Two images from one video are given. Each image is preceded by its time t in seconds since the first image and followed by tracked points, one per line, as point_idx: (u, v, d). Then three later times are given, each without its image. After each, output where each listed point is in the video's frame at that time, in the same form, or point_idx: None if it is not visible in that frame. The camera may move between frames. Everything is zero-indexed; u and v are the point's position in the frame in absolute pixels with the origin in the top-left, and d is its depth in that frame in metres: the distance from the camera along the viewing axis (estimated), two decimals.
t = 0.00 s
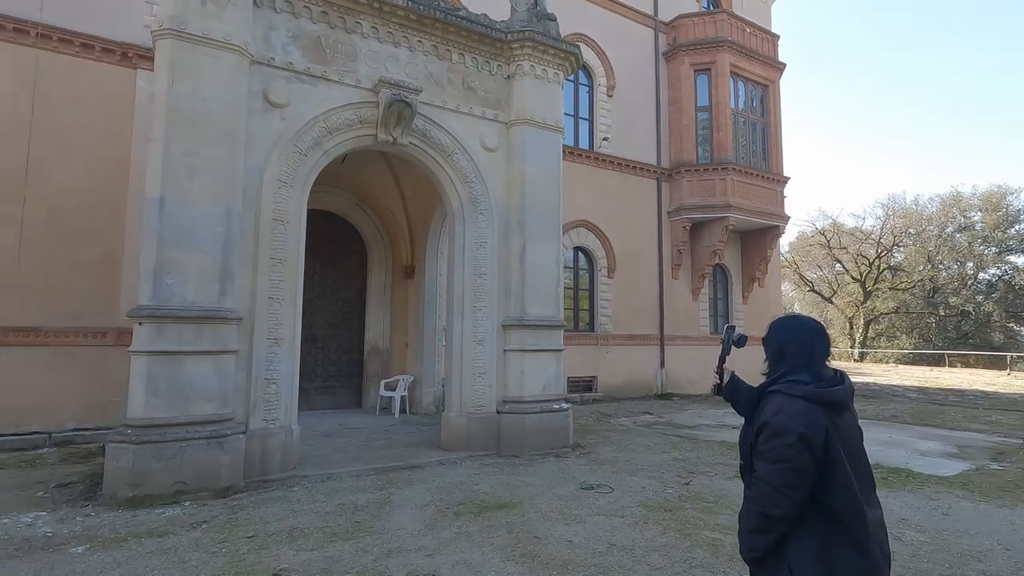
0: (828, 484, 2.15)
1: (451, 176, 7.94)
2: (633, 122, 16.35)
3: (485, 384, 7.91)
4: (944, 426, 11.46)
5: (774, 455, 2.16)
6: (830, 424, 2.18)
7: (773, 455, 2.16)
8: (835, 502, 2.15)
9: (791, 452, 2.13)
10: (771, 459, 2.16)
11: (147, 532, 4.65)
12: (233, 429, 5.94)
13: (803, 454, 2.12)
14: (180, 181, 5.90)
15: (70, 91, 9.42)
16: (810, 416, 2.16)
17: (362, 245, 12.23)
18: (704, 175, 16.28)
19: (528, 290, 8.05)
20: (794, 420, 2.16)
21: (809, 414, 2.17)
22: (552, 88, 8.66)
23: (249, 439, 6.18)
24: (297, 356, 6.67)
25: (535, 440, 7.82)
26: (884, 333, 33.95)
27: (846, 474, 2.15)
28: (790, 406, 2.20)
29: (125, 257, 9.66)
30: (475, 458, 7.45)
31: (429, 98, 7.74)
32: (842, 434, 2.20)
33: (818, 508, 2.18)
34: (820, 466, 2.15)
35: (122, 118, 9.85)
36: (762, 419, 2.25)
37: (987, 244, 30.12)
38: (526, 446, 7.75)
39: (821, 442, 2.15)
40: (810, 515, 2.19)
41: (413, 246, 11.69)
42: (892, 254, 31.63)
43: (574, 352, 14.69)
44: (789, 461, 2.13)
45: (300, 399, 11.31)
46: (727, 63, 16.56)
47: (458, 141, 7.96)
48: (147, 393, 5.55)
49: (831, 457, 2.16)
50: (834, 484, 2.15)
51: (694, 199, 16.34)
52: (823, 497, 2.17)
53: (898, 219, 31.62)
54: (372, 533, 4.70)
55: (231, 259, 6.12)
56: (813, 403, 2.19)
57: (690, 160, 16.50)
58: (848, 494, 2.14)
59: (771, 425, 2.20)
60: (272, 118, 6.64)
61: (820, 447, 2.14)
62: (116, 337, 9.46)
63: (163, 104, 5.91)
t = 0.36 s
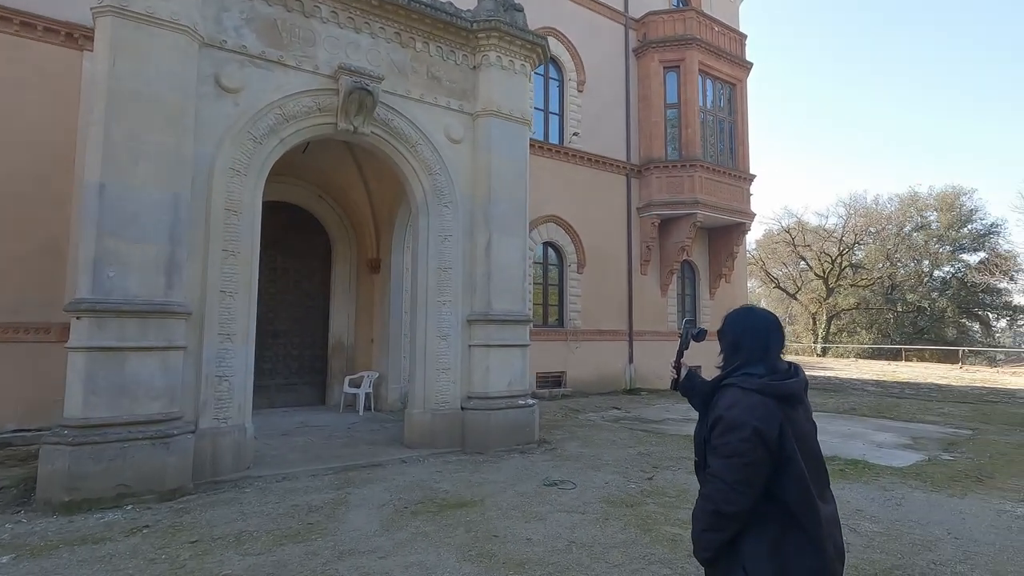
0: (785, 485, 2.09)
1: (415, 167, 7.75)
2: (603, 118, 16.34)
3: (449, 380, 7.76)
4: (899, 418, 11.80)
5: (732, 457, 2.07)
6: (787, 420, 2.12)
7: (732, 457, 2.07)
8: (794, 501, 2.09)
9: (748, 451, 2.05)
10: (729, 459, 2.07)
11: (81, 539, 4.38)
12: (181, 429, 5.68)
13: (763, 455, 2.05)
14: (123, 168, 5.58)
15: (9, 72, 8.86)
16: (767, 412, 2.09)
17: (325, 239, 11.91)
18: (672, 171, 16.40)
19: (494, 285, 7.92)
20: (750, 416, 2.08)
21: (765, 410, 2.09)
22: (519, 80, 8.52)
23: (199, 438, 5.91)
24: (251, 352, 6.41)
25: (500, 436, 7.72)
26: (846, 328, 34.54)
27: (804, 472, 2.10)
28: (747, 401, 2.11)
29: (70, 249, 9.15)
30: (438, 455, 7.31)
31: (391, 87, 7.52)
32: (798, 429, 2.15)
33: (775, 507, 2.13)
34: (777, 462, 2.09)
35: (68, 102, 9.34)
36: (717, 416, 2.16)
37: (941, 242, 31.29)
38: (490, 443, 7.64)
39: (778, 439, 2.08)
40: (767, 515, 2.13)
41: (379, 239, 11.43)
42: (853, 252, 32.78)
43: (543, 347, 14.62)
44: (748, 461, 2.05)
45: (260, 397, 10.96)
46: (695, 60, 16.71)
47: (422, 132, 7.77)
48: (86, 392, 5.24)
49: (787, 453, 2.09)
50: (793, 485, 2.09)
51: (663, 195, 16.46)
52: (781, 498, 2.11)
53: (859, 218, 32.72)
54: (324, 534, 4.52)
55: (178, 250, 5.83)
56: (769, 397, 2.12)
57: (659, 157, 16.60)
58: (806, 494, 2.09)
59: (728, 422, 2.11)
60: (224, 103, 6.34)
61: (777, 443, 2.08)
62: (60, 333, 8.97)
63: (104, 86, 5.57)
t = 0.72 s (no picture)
0: (729, 478, 1.91)
1: (388, 160, 7.51)
2: (586, 114, 16.18)
3: (424, 379, 7.54)
4: (880, 415, 11.81)
5: (666, 438, 1.94)
6: (747, 419, 1.92)
7: (666, 437, 1.95)
8: (739, 500, 1.90)
9: (691, 444, 1.91)
10: (665, 444, 1.94)
11: (19, 552, 4.09)
12: (136, 432, 5.40)
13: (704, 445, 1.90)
14: (72, 157, 5.27)
15: None
16: (721, 408, 1.90)
17: (300, 235, 11.59)
18: (656, 168, 16.30)
19: (470, 282, 7.72)
20: (703, 412, 1.91)
21: (722, 407, 1.91)
22: (497, 71, 8.31)
23: (156, 442, 5.62)
24: (214, 352, 6.13)
25: (477, 436, 7.52)
26: (828, 326, 34.36)
27: (755, 471, 1.90)
28: (703, 397, 1.94)
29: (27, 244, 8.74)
30: (412, 457, 7.08)
31: (363, 76, 7.26)
32: (762, 430, 1.93)
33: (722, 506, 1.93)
34: (726, 462, 1.91)
35: (26, 90, 8.92)
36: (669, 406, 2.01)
37: (921, 241, 31.69)
38: (466, 443, 7.43)
39: (730, 437, 1.90)
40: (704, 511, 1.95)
41: (355, 234, 11.15)
42: (835, 250, 33.08)
43: (525, 345, 14.42)
44: (687, 451, 1.91)
45: (232, 397, 10.63)
46: (678, 57, 16.62)
47: (395, 123, 7.52)
48: (32, 394, 4.94)
49: (740, 453, 1.90)
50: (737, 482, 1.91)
51: (646, 192, 16.35)
52: (726, 495, 1.92)
53: (841, 217, 33.03)
54: (283, 543, 4.28)
55: (133, 245, 5.54)
56: (731, 396, 1.92)
57: (643, 153, 16.48)
58: (753, 492, 1.89)
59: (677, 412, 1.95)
60: (185, 90, 6.05)
61: (727, 441, 1.90)
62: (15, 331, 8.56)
63: (51, 69, 5.25)
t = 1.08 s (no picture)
0: (666, 466, 1.75)
1: (367, 150, 7.31)
2: (576, 105, 15.98)
3: (406, 375, 7.37)
4: (870, 409, 11.75)
5: (609, 404, 1.82)
6: (701, 411, 1.72)
7: (610, 404, 1.82)
8: (675, 492, 1.74)
9: (635, 422, 1.77)
10: (608, 412, 1.83)
11: None
12: (101, 430, 5.22)
13: (647, 423, 1.76)
14: (30, 145, 5.04)
15: None
16: (674, 391, 1.73)
17: (284, 228, 11.37)
18: (647, 160, 16.13)
19: (452, 275, 7.54)
20: (653, 395, 1.75)
21: (675, 393, 1.73)
22: (481, 59, 8.11)
23: (123, 441, 5.44)
24: (184, 347, 5.94)
25: (459, 433, 7.38)
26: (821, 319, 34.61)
27: (701, 469, 1.71)
28: (656, 378, 1.78)
29: None
30: (392, 454, 6.93)
31: (341, 64, 7.05)
32: (719, 428, 1.71)
33: (658, 494, 1.77)
34: (669, 450, 1.74)
35: None
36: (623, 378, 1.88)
37: (914, 234, 31.71)
38: (448, 440, 7.29)
39: (680, 425, 1.73)
40: (637, 490, 1.82)
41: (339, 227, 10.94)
42: (828, 244, 33.04)
43: (515, 339, 14.27)
44: (630, 428, 1.79)
45: (213, 393, 10.42)
46: (670, 47, 16.43)
47: (375, 112, 7.31)
48: None
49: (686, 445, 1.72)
50: (676, 473, 1.73)
51: (637, 185, 16.19)
52: (664, 485, 1.76)
53: (835, 210, 33.00)
54: (248, 547, 4.12)
55: (98, 237, 5.34)
56: (686, 383, 1.74)
57: (634, 145, 16.30)
58: (692, 487, 1.72)
59: (626, 387, 1.82)
60: (151, 76, 5.82)
61: (674, 429, 1.73)
62: None
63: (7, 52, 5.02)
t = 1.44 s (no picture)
0: (580, 459, 1.63)
1: (336, 134, 7.11)
2: (562, 93, 15.76)
3: (377, 365, 7.23)
4: (852, 399, 11.72)
5: (521, 395, 1.70)
6: (613, 400, 1.60)
7: (522, 394, 1.69)
8: (589, 489, 1.62)
9: (547, 414, 1.65)
10: (521, 402, 1.70)
11: None
12: (52, 423, 5.05)
13: (559, 413, 1.64)
14: None
15: None
16: (585, 380, 1.62)
17: (260, 216, 11.15)
18: (633, 149, 15.96)
19: (425, 263, 7.38)
20: (565, 384, 1.63)
21: (587, 380, 1.62)
22: (455, 42, 7.90)
23: (77, 433, 5.28)
24: (143, 337, 5.77)
25: (432, 424, 7.26)
26: (810, 310, 34.47)
27: (615, 460, 1.59)
28: (568, 366, 1.66)
29: None
30: (362, 445, 6.80)
31: (308, 45, 6.84)
32: (633, 419, 1.60)
33: (572, 491, 1.64)
34: (582, 443, 1.62)
35: None
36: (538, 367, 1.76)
37: (903, 225, 31.75)
38: (420, 430, 7.16)
39: (591, 416, 1.61)
40: (552, 487, 1.69)
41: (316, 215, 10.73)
42: (818, 234, 33.07)
43: (498, 330, 14.13)
44: (542, 421, 1.67)
45: (188, 385, 10.24)
46: (657, 34, 16.21)
47: (343, 95, 7.11)
48: None
49: (598, 437, 1.61)
50: (590, 468, 1.61)
51: (623, 174, 16.02)
52: (578, 480, 1.64)
53: (825, 201, 32.95)
54: (195, 542, 3.98)
55: (47, 222, 5.14)
56: (598, 370, 1.63)
57: (620, 134, 16.10)
58: (605, 483, 1.60)
59: (539, 376, 1.69)
60: (104, 55, 5.60)
61: (586, 420, 1.61)
62: None
63: None
